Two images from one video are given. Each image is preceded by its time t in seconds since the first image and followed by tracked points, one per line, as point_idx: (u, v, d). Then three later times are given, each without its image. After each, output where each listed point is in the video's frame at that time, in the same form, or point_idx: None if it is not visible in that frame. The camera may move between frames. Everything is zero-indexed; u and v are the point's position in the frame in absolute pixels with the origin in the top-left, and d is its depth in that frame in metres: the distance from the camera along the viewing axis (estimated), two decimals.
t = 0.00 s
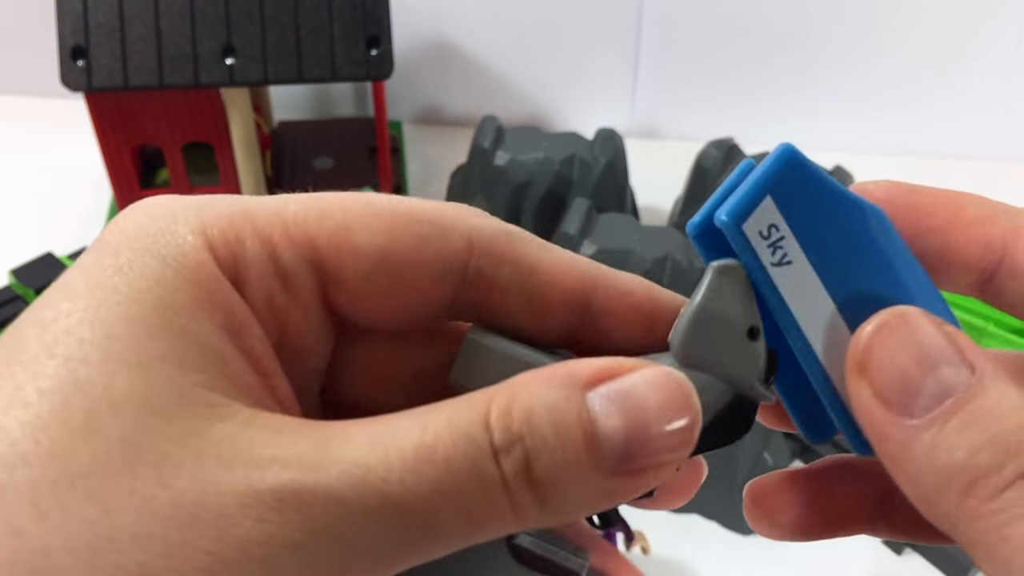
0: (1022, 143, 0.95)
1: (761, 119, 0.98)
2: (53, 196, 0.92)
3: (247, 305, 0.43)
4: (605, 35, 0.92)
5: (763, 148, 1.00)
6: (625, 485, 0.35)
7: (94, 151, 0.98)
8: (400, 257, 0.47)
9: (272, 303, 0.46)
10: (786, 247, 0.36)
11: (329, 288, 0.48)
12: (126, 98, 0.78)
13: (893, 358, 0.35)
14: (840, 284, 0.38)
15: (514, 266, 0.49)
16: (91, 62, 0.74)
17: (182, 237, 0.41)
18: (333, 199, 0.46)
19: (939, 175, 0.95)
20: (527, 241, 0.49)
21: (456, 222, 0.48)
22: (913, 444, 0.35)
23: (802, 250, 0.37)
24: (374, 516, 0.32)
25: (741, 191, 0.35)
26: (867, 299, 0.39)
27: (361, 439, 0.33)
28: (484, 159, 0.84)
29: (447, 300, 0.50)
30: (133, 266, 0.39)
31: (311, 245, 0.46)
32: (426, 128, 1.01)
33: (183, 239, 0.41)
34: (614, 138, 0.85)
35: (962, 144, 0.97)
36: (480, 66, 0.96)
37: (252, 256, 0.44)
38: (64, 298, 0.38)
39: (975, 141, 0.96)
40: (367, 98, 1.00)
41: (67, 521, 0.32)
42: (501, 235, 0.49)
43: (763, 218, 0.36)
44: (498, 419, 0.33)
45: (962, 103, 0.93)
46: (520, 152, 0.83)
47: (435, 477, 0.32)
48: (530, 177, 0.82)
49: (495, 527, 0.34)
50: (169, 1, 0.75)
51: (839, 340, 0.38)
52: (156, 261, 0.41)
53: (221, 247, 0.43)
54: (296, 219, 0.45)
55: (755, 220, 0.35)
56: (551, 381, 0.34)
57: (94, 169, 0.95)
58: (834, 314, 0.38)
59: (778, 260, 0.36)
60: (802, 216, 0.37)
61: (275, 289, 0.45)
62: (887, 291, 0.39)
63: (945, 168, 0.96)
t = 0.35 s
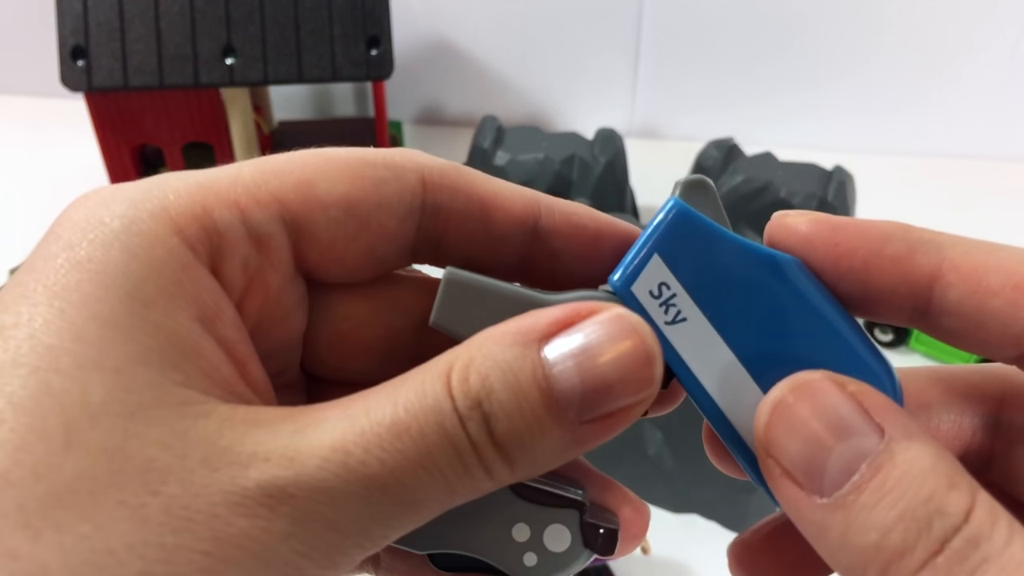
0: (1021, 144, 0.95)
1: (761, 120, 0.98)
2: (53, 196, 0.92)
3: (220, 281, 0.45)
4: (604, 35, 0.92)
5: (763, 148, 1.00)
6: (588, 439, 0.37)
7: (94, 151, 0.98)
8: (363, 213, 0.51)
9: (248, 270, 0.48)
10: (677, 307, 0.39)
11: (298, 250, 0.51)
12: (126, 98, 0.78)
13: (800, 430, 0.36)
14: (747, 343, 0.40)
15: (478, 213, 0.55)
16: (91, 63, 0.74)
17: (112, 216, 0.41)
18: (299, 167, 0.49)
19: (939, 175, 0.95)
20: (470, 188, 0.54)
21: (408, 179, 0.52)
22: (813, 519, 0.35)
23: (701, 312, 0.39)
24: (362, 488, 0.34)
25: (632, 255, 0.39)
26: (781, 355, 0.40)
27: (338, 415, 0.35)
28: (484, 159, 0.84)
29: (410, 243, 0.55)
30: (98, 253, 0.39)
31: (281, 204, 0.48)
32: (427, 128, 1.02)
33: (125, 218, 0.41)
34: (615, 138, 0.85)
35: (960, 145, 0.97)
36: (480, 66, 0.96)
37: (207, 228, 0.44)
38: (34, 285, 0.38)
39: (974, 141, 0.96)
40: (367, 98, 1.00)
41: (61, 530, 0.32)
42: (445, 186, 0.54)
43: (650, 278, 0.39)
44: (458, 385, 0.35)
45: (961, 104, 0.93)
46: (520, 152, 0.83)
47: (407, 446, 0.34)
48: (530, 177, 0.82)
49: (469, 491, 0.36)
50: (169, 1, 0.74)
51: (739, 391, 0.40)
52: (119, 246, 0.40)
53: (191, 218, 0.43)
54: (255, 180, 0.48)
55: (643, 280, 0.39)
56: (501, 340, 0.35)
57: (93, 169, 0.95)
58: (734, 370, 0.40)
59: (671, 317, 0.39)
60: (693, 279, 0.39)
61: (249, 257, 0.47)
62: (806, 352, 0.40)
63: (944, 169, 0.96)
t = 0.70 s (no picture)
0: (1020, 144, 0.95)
1: (760, 120, 0.98)
2: (53, 196, 0.92)
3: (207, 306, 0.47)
4: (604, 35, 0.92)
5: (762, 148, 1.00)
6: (599, 405, 0.36)
7: (94, 151, 0.98)
8: (347, 228, 0.52)
9: (230, 293, 0.49)
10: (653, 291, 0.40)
11: (284, 266, 0.51)
12: (126, 98, 0.78)
13: (756, 440, 0.38)
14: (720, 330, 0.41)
15: (472, 216, 0.54)
16: (91, 63, 0.74)
17: (100, 254, 0.44)
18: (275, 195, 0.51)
19: (938, 175, 0.95)
20: (460, 193, 0.54)
21: (391, 190, 0.53)
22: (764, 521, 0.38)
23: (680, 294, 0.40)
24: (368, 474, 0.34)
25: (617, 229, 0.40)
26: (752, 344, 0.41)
27: (339, 411, 0.36)
28: (484, 159, 0.84)
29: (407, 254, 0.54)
30: (78, 288, 0.42)
31: (256, 227, 0.50)
32: (427, 128, 1.02)
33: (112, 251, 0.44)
34: (614, 138, 0.85)
35: (959, 145, 0.97)
36: (479, 66, 0.96)
37: (182, 259, 0.46)
38: (29, 321, 0.40)
39: (973, 142, 0.96)
40: (367, 98, 1.00)
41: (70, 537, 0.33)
42: (432, 193, 0.54)
43: (633, 257, 0.40)
44: (454, 361, 0.35)
45: (959, 104, 0.93)
46: (519, 152, 0.83)
47: (409, 429, 0.35)
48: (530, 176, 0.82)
49: (482, 471, 0.36)
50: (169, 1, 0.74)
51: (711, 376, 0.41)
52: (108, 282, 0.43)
53: (167, 249, 0.46)
54: (236, 205, 0.50)
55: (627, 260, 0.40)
56: (491, 315, 0.35)
57: (93, 169, 0.95)
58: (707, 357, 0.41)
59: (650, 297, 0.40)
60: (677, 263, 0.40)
61: (230, 280, 0.49)
62: (774, 349, 0.42)
63: (943, 169, 0.96)
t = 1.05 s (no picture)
0: (1021, 144, 0.95)
1: (761, 120, 0.98)
2: (54, 196, 0.92)
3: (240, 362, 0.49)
4: (604, 35, 0.92)
5: (762, 148, 1.00)
6: (591, 324, 0.40)
7: (95, 151, 0.98)
8: (359, 288, 0.52)
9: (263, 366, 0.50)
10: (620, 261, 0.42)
11: (308, 333, 0.52)
12: (126, 98, 0.78)
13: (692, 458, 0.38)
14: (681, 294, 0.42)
15: (467, 252, 0.53)
16: (91, 63, 0.74)
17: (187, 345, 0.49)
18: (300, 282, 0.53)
19: (940, 178, 0.95)
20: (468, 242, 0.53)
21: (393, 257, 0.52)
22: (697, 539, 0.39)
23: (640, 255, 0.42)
24: (389, 439, 0.38)
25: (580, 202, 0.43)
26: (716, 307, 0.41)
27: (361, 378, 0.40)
28: (484, 160, 0.84)
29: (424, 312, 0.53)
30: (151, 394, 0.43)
31: (281, 305, 0.52)
32: (427, 129, 1.02)
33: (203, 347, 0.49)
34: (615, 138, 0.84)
35: (960, 145, 0.96)
36: (479, 66, 0.96)
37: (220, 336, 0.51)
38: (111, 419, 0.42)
39: (974, 142, 0.96)
40: (367, 98, 1.00)
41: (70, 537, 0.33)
42: (435, 248, 0.52)
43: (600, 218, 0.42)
44: (450, 306, 0.40)
45: (961, 104, 0.93)
46: (519, 152, 0.83)
47: (422, 369, 0.39)
48: (530, 176, 0.82)
49: (503, 399, 0.39)
50: (169, 1, 0.75)
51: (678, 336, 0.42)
52: (171, 377, 0.46)
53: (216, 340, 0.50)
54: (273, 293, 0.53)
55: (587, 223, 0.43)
56: (478, 270, 0.40)
57: (93, 169, 0.96)
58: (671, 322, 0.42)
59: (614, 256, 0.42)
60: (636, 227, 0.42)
61: (260, 342, 0.51)
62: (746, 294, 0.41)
63: (944, 171, 0.96)
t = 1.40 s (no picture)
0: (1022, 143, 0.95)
1: (761, 120, 0.98)
2: (54, 196, 0.92)
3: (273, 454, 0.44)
4: (605, 35, 0.92)
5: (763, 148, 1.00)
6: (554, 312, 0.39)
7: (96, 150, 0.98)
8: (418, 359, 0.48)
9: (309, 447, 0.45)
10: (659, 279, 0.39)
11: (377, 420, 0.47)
12: (126, 99, 0.78)
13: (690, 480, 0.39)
14: (734, 298, 0.39)
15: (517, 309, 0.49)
16: (91, 63, 0.74)
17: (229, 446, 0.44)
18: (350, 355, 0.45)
19: (942, 178, 0.95)
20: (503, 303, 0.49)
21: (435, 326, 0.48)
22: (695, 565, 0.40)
23: (682, 267, 0.39)
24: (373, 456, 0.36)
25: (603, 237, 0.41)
26: (771, 300, 0.38)
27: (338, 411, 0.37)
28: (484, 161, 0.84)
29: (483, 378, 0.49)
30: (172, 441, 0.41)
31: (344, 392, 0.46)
32: (427, 128, 1.02)
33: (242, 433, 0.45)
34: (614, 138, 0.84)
35: (961, 145, 0.96)
36: (479, 65, 0.96)
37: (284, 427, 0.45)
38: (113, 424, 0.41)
39: (973, 141, 0.96)
40: (367, 98, 1.00)
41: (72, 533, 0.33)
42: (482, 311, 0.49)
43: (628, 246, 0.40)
44: (429, 328, 0.38)
45: (962, 104, 0.93)
46: (519, 152, 0.83)
47: (409, 389, 0.37)
48: (530, 176, 0.83)
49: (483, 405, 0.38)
50: (169, 2, 0.75)
51: (744, 336, 0.39)
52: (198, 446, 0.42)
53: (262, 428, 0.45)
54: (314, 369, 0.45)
55: (620, 251, 0.40)
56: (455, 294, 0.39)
57: (93, 169, 0.96)
58: (735, 327, 0.39)
59: (654, 277, 0.39)
60: (670, 240, 0.39)
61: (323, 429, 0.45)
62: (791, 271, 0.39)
63: (946, 170, 0.96)
